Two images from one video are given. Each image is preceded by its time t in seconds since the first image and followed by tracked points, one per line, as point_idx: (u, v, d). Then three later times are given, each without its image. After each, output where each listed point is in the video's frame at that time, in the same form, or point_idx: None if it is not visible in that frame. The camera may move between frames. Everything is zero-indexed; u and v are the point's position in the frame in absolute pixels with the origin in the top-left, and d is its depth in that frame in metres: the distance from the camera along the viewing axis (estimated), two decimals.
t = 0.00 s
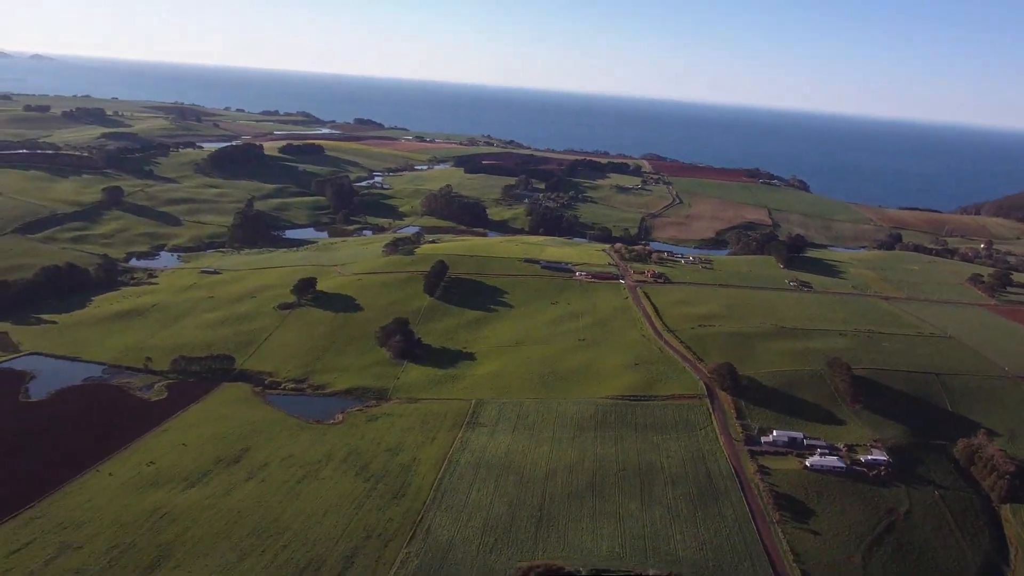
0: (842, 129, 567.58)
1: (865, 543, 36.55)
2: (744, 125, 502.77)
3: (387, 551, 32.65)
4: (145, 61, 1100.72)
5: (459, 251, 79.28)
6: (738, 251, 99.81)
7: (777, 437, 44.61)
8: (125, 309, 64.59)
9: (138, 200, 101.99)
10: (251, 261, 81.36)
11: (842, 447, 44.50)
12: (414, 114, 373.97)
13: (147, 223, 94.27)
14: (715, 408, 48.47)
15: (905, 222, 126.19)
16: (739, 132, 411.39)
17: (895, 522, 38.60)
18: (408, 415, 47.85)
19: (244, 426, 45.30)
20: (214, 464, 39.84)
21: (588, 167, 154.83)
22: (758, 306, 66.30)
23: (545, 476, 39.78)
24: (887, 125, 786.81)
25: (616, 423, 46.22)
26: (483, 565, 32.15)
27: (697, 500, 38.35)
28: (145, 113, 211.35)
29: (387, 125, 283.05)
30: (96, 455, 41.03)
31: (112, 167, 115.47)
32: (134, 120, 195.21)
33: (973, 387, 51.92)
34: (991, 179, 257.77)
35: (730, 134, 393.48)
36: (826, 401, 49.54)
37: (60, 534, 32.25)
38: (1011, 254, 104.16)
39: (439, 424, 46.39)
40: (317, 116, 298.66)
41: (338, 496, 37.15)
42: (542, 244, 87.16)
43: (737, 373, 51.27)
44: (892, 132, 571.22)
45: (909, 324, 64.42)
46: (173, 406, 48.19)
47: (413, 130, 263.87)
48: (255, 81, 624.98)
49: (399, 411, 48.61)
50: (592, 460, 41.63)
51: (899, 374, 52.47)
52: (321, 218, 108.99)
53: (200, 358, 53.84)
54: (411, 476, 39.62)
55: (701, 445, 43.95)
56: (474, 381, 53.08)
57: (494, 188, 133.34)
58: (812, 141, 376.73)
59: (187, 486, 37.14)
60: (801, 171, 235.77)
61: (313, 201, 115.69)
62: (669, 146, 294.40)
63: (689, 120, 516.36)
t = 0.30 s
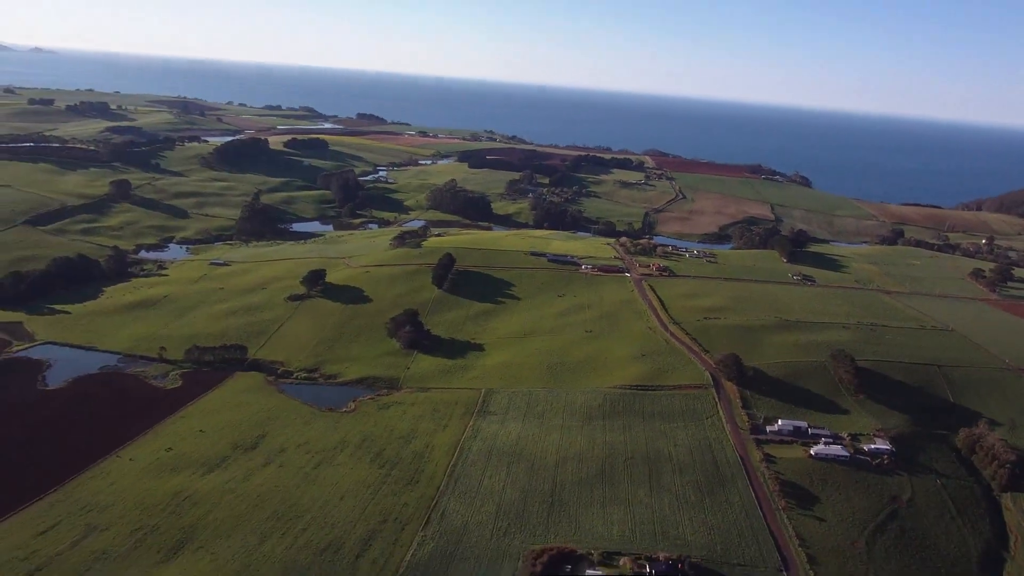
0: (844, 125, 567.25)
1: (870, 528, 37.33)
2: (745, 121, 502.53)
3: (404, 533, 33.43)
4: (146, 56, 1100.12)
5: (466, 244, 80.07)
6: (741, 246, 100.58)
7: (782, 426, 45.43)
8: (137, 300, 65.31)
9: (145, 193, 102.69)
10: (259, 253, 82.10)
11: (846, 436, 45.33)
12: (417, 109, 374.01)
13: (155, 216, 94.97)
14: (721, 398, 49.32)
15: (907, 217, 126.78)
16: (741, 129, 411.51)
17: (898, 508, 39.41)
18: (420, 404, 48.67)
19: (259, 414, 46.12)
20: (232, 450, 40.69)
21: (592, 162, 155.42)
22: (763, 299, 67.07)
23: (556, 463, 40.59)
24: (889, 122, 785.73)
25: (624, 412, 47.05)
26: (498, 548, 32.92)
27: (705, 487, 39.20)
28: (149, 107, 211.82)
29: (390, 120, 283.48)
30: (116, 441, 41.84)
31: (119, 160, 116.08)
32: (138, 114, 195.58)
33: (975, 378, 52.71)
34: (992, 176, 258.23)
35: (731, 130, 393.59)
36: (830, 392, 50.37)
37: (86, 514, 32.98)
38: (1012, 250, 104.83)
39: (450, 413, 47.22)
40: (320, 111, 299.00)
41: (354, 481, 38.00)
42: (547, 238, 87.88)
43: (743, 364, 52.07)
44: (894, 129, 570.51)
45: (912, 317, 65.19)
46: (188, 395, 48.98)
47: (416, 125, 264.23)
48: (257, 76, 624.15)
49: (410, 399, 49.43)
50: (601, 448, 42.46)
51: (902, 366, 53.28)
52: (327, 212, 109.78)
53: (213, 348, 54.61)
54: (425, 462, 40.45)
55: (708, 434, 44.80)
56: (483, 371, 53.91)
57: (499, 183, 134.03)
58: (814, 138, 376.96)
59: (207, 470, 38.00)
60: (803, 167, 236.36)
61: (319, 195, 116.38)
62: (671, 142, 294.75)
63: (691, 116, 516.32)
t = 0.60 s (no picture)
0: (844, 125, 568.21)
1: (871, 519, 38.16)
2: (745, 120, 503.13)
3: (417, 521, 34.21)
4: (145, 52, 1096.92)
5: (472, 241, 80.81)
6: (742, 244, 101.43)
7: (785, 420, 46.29)
8: (147, 295, 65.95)
9: (151, 189, 103.23)
10: (266, 249, 82.77)
11: (848, 430, 46.18)
12: (418, 107, 374.18)
13: (161, 212, 95.53)
14: (725, 393, 50.16)
15: (906, 217, 127.69)
16: (741, 128, 412.37)
17: (899, 500, 40.26)
18: (428, 397, 49.45)
19: (271, 406, 46.84)
20: (246, 441, 41.40)
21: (594, 160, 156.17)
22: (765, 296, 67.93)
23: (564, 455, 41.38)
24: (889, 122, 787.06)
25: (629, 406, 47.87)
26: (510, 536, 33.69)
27: (710, 478, 40.02)
28: (151, 103, 212.00)
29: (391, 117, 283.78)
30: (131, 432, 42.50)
31: (123, 156, 116.55)
32: (140, 110, 195.85)
33: (974, 374, 53.61)
34: (991, 176, 259.34)
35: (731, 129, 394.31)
36: (832, 387, 51.24)
37: (106, 502, 33.65)
38: (1011, 249, 105.81)
39: (458, 406, 48.00)
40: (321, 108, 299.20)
41: (367, 471, 38.78)
42: (551, 235, 88.59)
43: (746, 359, 52.91)
44: (894, 129, 571.50)
45: (912, 315, 66.08)
46: (200, 387, 49.64)
47: (417, 122, 264.64)
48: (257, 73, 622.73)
49: (419, 393, 50.23)
50: (608, 441, 43.26)
51: (902, 362, 54.17)
52: (331, 209, 110.46)
53: (223, 342, 55.31)
54: (435, 454, 41.22)
55: (712, 428, 45.64)
56: (490, 366, 54.71)
57: (501, 180, 134.75)
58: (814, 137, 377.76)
59: (222, 460, 38.74)
60: (803, 166, 237.28)
61: (323, 192, 117.04)
62: (671, 141, 295.56)
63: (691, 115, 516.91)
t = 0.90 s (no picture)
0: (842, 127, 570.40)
1: (875, 511, 38.95)
2: (744, 122, 504.17)
3: (432, 513, 34.94)
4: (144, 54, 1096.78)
5: (476, 242, 81.62)
6: (743, 245, 102.37)
7: (789, 416, 47.08)
8: (156, 295, 66.65)
9: (156, 190, 103.97)
10: (272, 249, 83.54)
11: (851, 426, 46.98)
12: (418, 109, 375.19)
13: (167, 213, 96.27)
14: (729, 390, 50.98)
15: (906, 218, 128.69)
16: (740, 130, 413.30)
17: (902, 493, 41.04)
18: (438, 394, 50.19)
19: (283, 403, 47.54)
20: (260, 436, 42.11)
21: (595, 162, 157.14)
22: (768, 295, 68.80)
23: (573, 450, 42.14)
24: (887, 124, 788.89)
25: (636, 403, 48.62)
26: (523, 527, 34.45)
27: (716, 472, 40.82)
28: (153, 105, 212.79)
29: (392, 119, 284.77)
30: (146, 427, 43.17)
31: (128, 157, 117.30)
32: (143, 112, 196.72)
33: (974, 372, 54.48)
34: (989, 177, 260.84)
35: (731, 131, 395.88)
36: (835, 384, 52.09)
37: (127, 494, 34.35)
38: (1009, 250, 106.79)
39: (468, 402, 48.73)
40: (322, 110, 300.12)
41: (380, 465, 39.50)
42: (555, 235, 89.41)
43: (750, 357, 53.74)
44: (892, 131, 572.95)
45: (912, 313, 66.96)
46: (212, 384, 50.33)
47: (418, 124, 265.73)
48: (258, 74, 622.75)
49: (429, 390, 50.97)
50: (616, 436, 44.02)
51: (904, 360, 55.02)
52: (336, 209, 111.26)
53: (234, 340, 56.01)
54: (446, 449, 41.95)
55: (718, 423, 46.42)
56: (498, 364, 55.48)
57: (503, 182, 135.65)
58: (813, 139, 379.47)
59: (238, 454, 39.45)
60: (802, 168, 238.56)
61: (327, 193, 117.84)
62: (671, 143, 296.79)
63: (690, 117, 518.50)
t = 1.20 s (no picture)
0: (838, 130, 573.88)
1: (874, 504, 39.85)
2: (741, 125, 506.49)
3: (442, 505, 35.66)
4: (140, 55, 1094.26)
5: (479, 242, 82.42)
6: (742, 246, 103.49)
7: (790, 412, 48.01)
8: (162, 293, 67.18)
9: (159, 190, 104.37)
10: (276, 249, 84.11)
11: (851, 422, 47.92)
12: (416, 111, 375.92)
13: (169, 213, 96.69)
14: (731, 386, 51.90)
15: (902, 220, 130.13)
16: (737, 132, 415.22)
17: (901, 487, 41.96)
18: (445, 391, 50.92)
19: (293, 399, 48.19)
20: (270, 431, 42.70)
21: (594, 164, 158.17)
22: (767, 295, 69.81)
23: (579, 445, 42.91)
24: (882, 127, 793.77)
25: (640, 399, 49.47)
26: (532, 518, 35.21)
27: (719, 466, 41.69)
28: (153, 106, 213.01)
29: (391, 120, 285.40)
30: (156, 423, 43.66)
31: (130, 158, 117.65)
32: (142, 112, 196.87)
33: (970, 370, 55.54)
34: (983, 180, 263.09)
35: (727, 134, 398.03)
36: (834, 381, 53.06)
37: (143, 488, 34.98)
38: (1004, 252, 108.25)
39: (474, 399, 49.47)
40: (321, 111, 300.41)
41: (391, 459, 40.17)
42: (555, 236, 90.29)
43: (751, 355, 54.70)
44: (887, 134, 576.62)
45: (909, 313, 68.08)
46: (220, 381, 50.84)
47: (417, 126, 266.45)
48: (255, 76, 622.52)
49: (436, 387, 51.67)
50: (621, 431, 44.82)
51: (902, 358, 56.05)
52: (337, 210, 111.92)
53: (241, 337, 56.63)
54: (455, 443, 42.66)
55: (720, 419, 47.31)
56: (503, 361, 56.23)
57: (503, 183, 136.46)
58: (809, 142, 381.71)
59: (250, 449, 40.12)
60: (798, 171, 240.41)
61: (328, 194, 118.39)
62: (668, 145, 298.42)
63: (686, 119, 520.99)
